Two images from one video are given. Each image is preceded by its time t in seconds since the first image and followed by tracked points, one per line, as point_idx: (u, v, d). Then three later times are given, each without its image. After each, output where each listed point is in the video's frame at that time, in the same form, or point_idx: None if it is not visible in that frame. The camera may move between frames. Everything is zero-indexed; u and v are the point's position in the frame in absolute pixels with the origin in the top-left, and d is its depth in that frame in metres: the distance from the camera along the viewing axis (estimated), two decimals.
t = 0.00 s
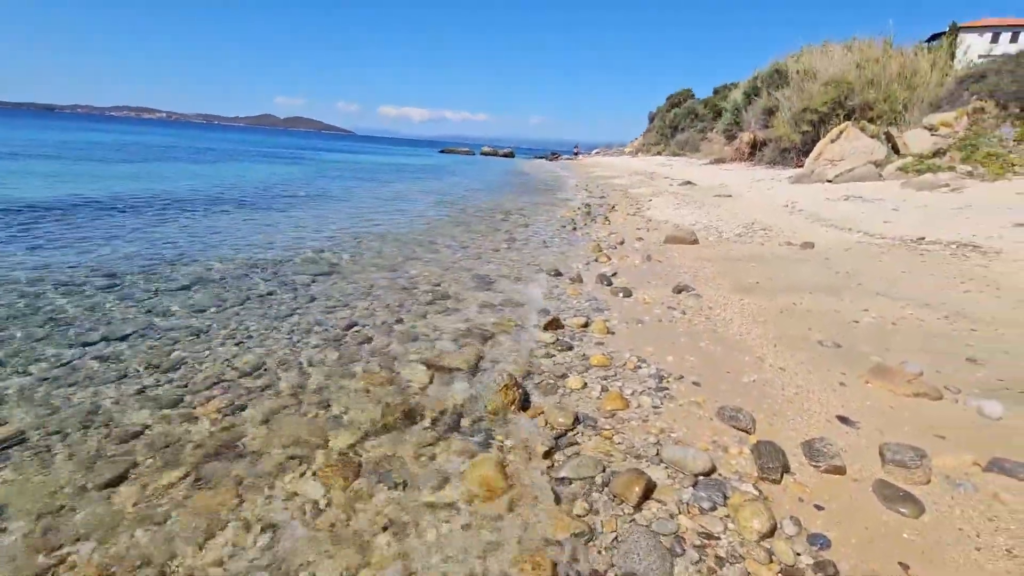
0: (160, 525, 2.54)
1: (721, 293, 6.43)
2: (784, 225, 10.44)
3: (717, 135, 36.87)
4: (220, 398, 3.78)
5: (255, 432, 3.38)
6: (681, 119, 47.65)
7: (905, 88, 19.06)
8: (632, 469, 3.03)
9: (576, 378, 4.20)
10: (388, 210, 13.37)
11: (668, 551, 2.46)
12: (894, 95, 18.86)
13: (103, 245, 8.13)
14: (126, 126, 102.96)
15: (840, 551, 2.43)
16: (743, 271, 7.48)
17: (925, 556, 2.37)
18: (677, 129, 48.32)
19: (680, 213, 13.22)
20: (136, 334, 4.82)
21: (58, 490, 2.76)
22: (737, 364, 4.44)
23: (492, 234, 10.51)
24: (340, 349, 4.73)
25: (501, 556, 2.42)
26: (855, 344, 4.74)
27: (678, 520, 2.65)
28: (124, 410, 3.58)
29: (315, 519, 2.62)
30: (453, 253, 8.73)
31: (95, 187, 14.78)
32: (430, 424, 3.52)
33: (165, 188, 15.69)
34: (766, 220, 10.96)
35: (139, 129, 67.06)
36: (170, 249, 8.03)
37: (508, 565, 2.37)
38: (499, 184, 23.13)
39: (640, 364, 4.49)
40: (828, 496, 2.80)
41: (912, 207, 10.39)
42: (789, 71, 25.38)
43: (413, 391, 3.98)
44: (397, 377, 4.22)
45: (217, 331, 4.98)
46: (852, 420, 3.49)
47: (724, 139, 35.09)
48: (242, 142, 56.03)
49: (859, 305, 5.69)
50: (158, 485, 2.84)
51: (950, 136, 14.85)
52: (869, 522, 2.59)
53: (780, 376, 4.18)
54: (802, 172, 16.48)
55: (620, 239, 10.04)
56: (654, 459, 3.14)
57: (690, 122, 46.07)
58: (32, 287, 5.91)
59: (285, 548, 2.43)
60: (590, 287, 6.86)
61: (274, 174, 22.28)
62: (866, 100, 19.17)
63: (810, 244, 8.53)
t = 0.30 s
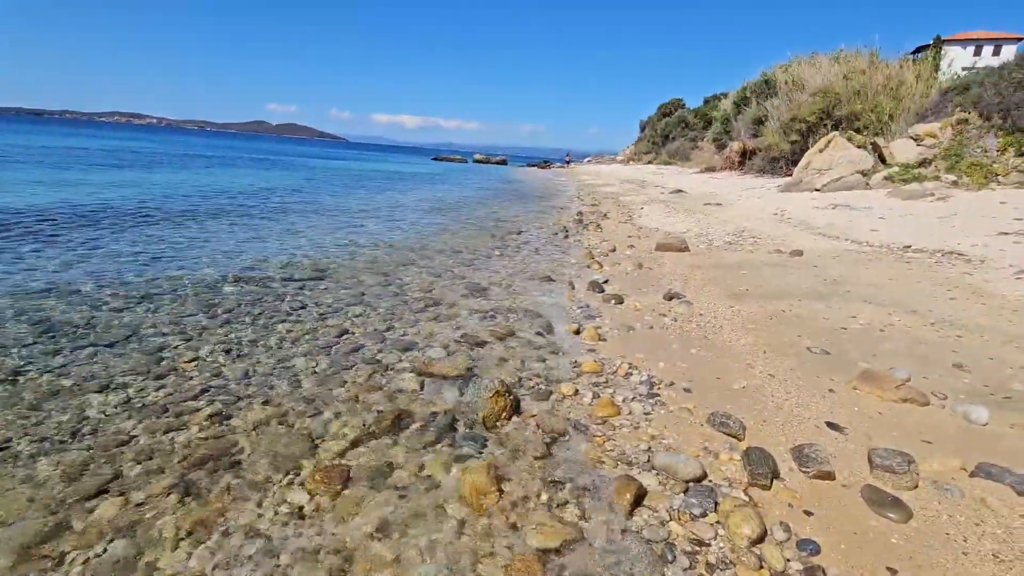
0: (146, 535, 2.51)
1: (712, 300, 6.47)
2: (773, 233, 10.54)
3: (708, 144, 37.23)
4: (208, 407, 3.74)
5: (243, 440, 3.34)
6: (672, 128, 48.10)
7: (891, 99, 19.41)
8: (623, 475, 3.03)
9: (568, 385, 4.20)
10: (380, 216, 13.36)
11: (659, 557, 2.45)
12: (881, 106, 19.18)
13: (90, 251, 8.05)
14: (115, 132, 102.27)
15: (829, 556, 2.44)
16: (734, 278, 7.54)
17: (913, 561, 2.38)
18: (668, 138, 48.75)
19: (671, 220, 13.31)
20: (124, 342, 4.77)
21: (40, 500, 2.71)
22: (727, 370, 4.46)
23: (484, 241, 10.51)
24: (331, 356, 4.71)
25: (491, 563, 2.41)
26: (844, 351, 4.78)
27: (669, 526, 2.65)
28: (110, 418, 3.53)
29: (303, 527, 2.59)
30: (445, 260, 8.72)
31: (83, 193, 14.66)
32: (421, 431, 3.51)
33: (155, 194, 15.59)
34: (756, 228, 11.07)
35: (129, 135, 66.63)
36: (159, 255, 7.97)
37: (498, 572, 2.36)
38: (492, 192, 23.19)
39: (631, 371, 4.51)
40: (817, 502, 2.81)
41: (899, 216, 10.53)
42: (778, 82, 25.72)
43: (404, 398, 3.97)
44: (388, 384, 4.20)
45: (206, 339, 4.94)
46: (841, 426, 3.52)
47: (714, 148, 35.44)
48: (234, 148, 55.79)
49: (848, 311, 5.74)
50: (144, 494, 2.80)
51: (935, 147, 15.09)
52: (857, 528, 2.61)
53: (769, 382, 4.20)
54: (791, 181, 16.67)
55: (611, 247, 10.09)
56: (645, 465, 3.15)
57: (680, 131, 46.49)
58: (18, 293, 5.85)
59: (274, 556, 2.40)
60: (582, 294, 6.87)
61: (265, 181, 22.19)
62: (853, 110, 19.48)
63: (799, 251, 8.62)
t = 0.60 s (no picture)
0: (141, 542, 2.48)
1: (709, 305, 6.49)
2: (770, 238, 10.58)
3: (705, 149, 37.39)
4: (205, 412, 3.72)
5: (240, 447, 3.32)
6: (670, 133, 48.28)
7: (887, 104, 19.54)
8: (621, 479, 3.03)
9: (565, 389, 4.21)
10: (378, 221, 13.37)
11: (658, 561, 2.45)
12: (877, 111, 19.30)
13: (87, 255, 8.03)
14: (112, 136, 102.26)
15: (826, 559, 2.45)
16: (731, 282, 7.56)
17: (911, 565, 2.39)
18: (665, 143, 48.94)
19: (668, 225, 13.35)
20: (120, 347, 4.74)
21: (34, 507, 2.68)
22: (725, 374, 4.47)
23: (482, 246, 10.53)
24: (328, 361, 4.70)
25: (490, 567, 2.40)
26: (841, 355, 4.80)
27: (667, 530, 2.66)
28: (106, 424, 3.50)
29: (301, 533, 2.57)
30: (443, 264, 8.74)
31: (79, 198, 14.62)
32: (418, 435, 3.50)
33: (152, 198, 15.57)
34: (753, 233, 11.10)
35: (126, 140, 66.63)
36: (156, 260, 7.94)
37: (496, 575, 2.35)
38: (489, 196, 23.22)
39: (629, 375, 4.51)
40: (814, 506, 2.82)
41: (895, 220, 10.59)
42: (774, 87, 25.88)
43: (402, 403, 3.96)
44: (386, 388, 4.20)
45: (202, 344, 4.91)
46: (838, 430, 3.52)
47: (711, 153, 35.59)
48: (233, 153, 55.83)
49: (845, 316, 5.76)
50: (139, 501, 2.77)
51: (931, 152, 15.19)
52: (855, 532, 2.61)
53: (767, 386, 4.21)
54: (788, 186, 16.74)
55: (609, 251, 10.11)
56: (644, 469, 3.15)
57: (678, 136, 46.68)
58: (14, 298, 5.82)
59: (271, 562, 2.39)
60: (580, 298, 6.89)
61: (263, 185, 22.18)
62: (849, 115, 19.59)
63: (796, 256, 8.65)
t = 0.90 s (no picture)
0: (147, 546, 2.49)
1: (714, 306, 6.48)
2: (774, 239, 10.56)
3: (708, 150, 37.37)
4: (210, 416, 3.74)
5: (246, 450, 3.33)
6: (673, 134, 48.27)
7: (891, 105, 19.48)
8: (626, 481, 3.03)
9: (570, 391, 4.20)
10: (382, 224, 13.41)
11: (663, 563, 2.45)
12: (881, 112, 19.25)
13: (93, 260, 8.09)
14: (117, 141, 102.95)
15: (833, 561, 2.43)
16: (734, 284, 7.55)
17: (918, 567, 2.37)
18: (668, 145, 48.93)
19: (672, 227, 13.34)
20: (126, 351, 4.77)
21: (41, 511, 2.69)
22: (729, 376, 4.46)
23: (485, 248, 10.55)
24: (333, 363, 4.72)
25: (495, 569, 2.40)
26: (846, 356, 4.78)
27: (672, 531, 2.65)
28: (112, 428, 3.52)
29: (306, 537, 2.57)
30: (447, 267, 8.76)
31: (85, 203, 14.71)
32: (423, 438, 3.50)
33: (157, 203, 15.66)
34: (756, 234, 11.08)
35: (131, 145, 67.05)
36: (161, 264, 7.99)
37: None
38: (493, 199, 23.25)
39: (634, 377, 4.50)
40: (820, 507, 2.81)
41: (900, 221, 10.55)
42: (777, 89, 25.86)
43: (406, 406, 3.97)
44: (390, 391, 4.21)
45: (207, 347, 4.94)
46: (844, 432, 3.51)
47: (714, 154, 35.55)
48: (236, 157, 56.13)
49: (850, 317, 5.74)
50: (146, 504, 2.78)
51: (935, 152, 15.14)
52: (862, 534, 2.60)
53: (772, 388, 4.19)
54: (792, 187, 16.71)
55: (612, 253, 10.11)
56: (649, 471, 3.14)
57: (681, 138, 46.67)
58: (21, 302, 5.86)
59: (277, 565, 2.39)
60: (584, 300, 6.89)
61: (267, 189, 22.28)
62: (853, 116, 19.55)
63: (800, 257, 8.63)
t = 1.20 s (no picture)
0: (161, 547, 2.52)
1: (722, 307, 6.46)
2: (783, 239, 10.50)
3: (716, 151, 37.18)
4: (222, 418, 3.77)
5: (257, 452, 3.36)
6: (680, 135, 48.10)
7: (901, 104, 19.32)
8: (635, 483, 3.02)
9: (578, 393, 4.20)
10: (389, 226, 13.47)
11: (673, 564, 2.44)
12: (891, 111, 19.09)
13: (105, 264, 8.18)
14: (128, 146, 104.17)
15: (845, 564, 2.41)
16: (743, 285, 7.51)
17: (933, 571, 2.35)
18: (675, 145, 48.77)
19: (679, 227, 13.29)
20: (138, 353, 4.82)
21: (57, 513, 2.73)
22: (740, 378, 4.43)
23: (492, 250, 10.56)
24: (342, 366, 4.75)
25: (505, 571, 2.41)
26: (857, 357, 4.75)
27: (683, 533, 2.64)
28: (126, 429, 3.57)
29: (318, 539, 2.58)
30: (455, 269, 8.78)
31: (97, 207, 14.89)
32: (432, 441, 3.51)
33: (167, 207, 15.81)
34: (765, 234, 11.02)
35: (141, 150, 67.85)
36: (172, 268, 8.07)
37: None
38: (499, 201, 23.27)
39: (642, 378, 4.49)
40: (833, 510, 2.78)
41: (911, 220, 10.45)
42: (786, 89, 25.71)
43: (415, 408, 3.98)
44: (399, 393, 4.23)
45: (218, 350, 4.98)
46: (856, 434, 3.47)
47: (722, 155, 35.40)
48: (245, 161, 56.57)
49: (861, 318, 5.69)
50: (159, 506, 2.81)
51: (947, 151, 14.98)
52: (875, 536, 2.58)
53: (783, 389, 4.16)
54: (801, 187, 16.59)
55: (620, 254, 10.09)
56: (658, 472, 3.13)
57: (688, 138, 46.50)
58: (34, 306, 5.94)
59: (288, 567, 2.41)
60: (592, 302, 6.88)
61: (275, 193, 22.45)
62: (863, 115, 19.39)
63: (809, 258, 8.58)
